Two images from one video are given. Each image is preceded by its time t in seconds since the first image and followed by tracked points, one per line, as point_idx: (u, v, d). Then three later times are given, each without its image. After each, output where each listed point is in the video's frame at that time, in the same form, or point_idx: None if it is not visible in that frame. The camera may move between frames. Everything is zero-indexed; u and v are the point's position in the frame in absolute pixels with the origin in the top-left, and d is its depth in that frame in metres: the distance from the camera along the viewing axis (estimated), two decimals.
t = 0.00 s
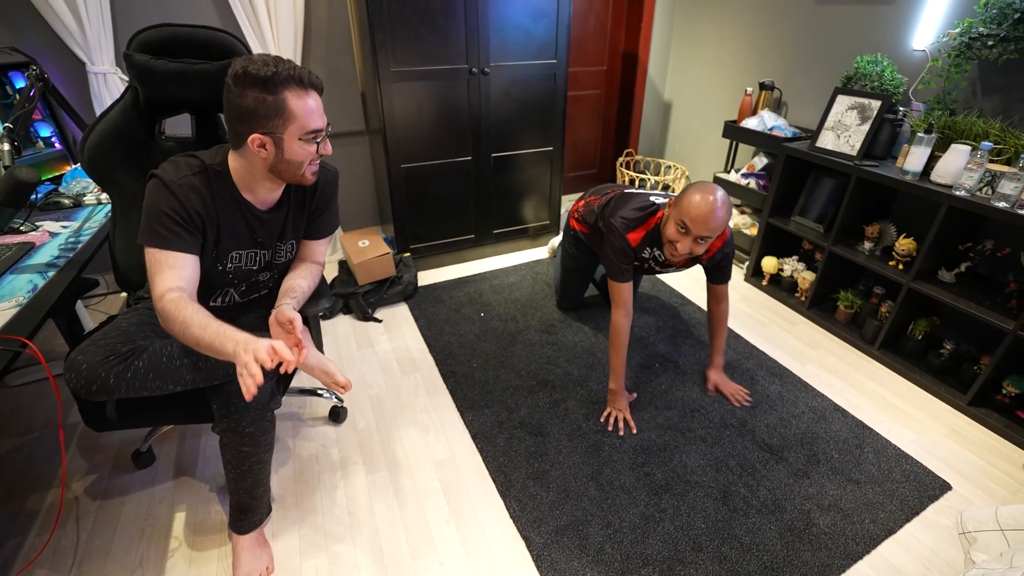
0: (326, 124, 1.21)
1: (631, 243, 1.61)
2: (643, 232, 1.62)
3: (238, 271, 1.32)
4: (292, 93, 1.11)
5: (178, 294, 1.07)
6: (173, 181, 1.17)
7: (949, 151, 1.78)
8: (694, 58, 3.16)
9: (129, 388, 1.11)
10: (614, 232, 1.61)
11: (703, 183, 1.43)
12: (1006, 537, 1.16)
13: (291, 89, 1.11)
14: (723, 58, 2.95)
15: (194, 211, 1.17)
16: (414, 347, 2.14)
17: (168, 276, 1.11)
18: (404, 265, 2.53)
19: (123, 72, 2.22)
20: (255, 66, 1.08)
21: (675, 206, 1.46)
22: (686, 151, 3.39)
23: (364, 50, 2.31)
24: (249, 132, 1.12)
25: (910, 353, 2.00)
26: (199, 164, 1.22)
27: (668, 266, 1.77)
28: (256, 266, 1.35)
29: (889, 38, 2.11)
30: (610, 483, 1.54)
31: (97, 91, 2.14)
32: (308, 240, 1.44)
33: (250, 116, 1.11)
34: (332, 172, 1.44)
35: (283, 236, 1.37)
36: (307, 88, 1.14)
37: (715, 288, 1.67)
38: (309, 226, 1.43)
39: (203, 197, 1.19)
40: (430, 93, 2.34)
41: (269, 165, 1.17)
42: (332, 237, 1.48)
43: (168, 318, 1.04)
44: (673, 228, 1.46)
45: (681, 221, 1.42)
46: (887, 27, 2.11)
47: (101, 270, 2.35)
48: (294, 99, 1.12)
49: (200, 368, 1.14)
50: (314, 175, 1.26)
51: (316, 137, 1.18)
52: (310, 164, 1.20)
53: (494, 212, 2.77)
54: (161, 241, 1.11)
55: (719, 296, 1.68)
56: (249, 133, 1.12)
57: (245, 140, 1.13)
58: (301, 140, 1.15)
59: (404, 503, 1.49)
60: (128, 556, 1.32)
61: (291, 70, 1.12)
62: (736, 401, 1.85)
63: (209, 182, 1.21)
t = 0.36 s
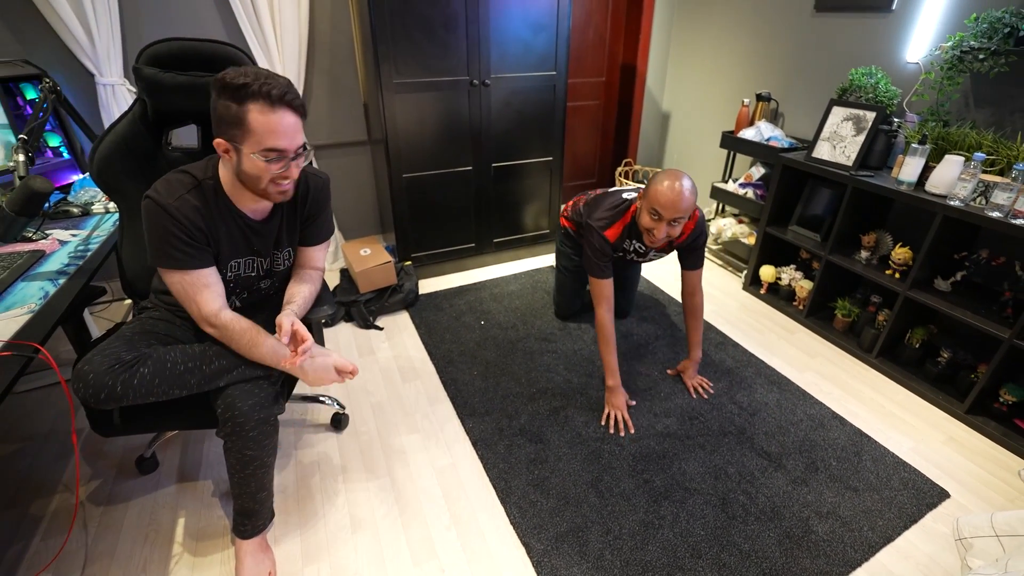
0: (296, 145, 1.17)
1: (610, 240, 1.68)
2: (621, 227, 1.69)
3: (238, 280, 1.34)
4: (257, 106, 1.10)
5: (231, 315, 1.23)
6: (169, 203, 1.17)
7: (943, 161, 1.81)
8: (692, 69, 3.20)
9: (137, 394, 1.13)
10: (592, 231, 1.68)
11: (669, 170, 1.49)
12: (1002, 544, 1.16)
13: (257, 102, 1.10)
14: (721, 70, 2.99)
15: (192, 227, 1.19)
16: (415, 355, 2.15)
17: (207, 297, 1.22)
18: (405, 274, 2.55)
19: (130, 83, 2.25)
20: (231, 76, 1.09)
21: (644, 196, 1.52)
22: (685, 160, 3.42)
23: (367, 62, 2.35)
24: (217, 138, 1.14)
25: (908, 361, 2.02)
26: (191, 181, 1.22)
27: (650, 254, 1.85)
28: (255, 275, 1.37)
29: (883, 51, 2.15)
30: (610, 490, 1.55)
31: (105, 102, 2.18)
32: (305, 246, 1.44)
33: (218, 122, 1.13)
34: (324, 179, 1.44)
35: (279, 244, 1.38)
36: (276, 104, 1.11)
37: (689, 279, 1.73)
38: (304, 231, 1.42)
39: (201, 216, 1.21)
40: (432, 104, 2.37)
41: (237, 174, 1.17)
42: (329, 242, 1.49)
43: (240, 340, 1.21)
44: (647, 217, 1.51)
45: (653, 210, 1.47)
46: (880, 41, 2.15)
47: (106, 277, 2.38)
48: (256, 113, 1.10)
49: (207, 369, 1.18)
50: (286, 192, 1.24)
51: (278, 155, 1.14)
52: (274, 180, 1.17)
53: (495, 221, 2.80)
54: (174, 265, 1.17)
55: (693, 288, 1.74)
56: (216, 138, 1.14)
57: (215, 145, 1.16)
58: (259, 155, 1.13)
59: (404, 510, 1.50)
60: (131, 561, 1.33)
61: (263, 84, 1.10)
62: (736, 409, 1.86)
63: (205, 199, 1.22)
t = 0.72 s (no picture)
0: (218, 171, 1.13)
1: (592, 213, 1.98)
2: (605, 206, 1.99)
3: (236, 295, 1.38)
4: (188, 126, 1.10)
5: (232, 326, 1.26)
6: (161, 224, 1.20)
7: (945, 180, 1.82)
8: (696, 89, 3.25)
9: (140, 404, 1.15)
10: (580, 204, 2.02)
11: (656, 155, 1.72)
12: (1009, 564, 1.15)
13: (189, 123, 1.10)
14: (724, 90, 3.03)
15: (185, 247, 1.22)
16: (420, 369, 2.17)
17: (208, 309, 1.26)
18: (411, 289, 2.58)
19: (147, 102, 2.32)
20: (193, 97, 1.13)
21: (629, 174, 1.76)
22: (689, 178, 3.46)
23: (377, 82, 2.42)
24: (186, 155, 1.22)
25: (914, 379, 2.01)
26: (183, 200, 1.25)
27: (633, 246, 2.06)
28: (254, 290, 1.40)
29: (883, 72, 2.19)
30: (614, 507, 1.54)
31: (123, 120, 2.25)
32: (305, 261, 1.44)
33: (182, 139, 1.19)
34: (318, 194, 1.43)
35: (276, 260, 1.40)
36: (202, 126, 1.09)
37: (674, 279, 1.89)
38: (301, 247, 1.42)
39: (193, 236, 1.24)
40: (440, 123, 2.43)
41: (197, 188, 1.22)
42: (330, 255, 1.47)
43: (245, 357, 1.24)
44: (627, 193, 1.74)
45: (631, 184, 1.70)
46: (881, 62, 2.18)
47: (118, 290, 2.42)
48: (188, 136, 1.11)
49: (209, 384, 1.18)
50: (224, 216, 1.21)
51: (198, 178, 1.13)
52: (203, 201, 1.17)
53: (500, 237, 2.83)
54: (170, 282, 1.21)
55: (676, 289, 1.89)
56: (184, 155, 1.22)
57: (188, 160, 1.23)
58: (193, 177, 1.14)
59: (408, 525, 1.50)
60: (135, 573, 1.34)
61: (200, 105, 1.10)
62: (740, 426, 1.85)
63: (196, 218, 1.25)
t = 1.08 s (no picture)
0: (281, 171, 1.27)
1: (579, 231, 2.04)
2: (589, 223, 2.03)
3: (221, 316, 1.37)
4: (246, 147, 1.17)
5: (212, 353, 1.25)
6: (142, 246, 1.20)
7: (923, 194, 1.88)
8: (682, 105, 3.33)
9: (123, 431, 1.15)
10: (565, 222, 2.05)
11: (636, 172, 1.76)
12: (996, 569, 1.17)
13: (244, 144, 1.16)
14: (711, 106, 3.11)
15: (168, 269, 1.21)
16: (413, 384, 2.17)
17: (188, 336, 1.25)
18: (404, 304, 2.59)
19: (140, 120, 2.34)
20: (204, 130, 1.12)
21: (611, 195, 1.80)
22: (678, 192, 3.51)
23: (370, 99, 2.45)
24: (209, 194, 1.17)
25: (900, 388, 2.04)
26: (164, 224, 1.25)
27: (620, 259, 2.09)
28: (239, 310, 1.39)
29: (862, 88, 2.25)
30: (607, 519, 1.55)
31: (115, 138, 2.26)
32: (293, 278, 1.46)
33: (205, 178, 1.15)
34: (301, 211, 1.46)
35: (260, 277, 1.40)
36: (257, 141, 1.20)
37: (657, 291, 1.91)
38: (287, 265, 1.45)
39: (176, 258, 1.23)
40: (432, 139, 2.46)
41: (235, 218, 1.22)
42: (316, 271, 1.50)
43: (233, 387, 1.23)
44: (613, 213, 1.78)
45: (615, 205, 1.75)
46: (860, 79, 2.25)
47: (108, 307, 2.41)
48: (248, 156, 1.17)
49: (194, 406, 1.20)
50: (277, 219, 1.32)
51: (273, 186, 1.23)
52: (273, 211, 1.26)
53: (492, 251, 2.85)
54: (152, 307, 1.20)
55: (660, 301, 1.92)
56: (209, 194, 1.17)
57: (207, 200, 1.18)
58: (261, 193, 1.21)
59: (401, 542, 1.49)
60: None
61: (240, 125, 1.16)
62: (730, 437, 1.87)
63: (179, 240, 1.25)
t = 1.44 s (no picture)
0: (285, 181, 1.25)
1: (585, 238, 2.01)
2: (594, 230, 2.01)
3: (221, 326, 1.34)
4: (251, 157, 1.15)
5: (213, 364, 1.21)
6: (144, 256, 1.17)
7: (922, 202, 1.87)
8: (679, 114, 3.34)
9: (115, 441, 1.11)
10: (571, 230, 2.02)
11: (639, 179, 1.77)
12: None
13: (250, 153, 1.15)
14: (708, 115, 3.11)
15: (170, 279, 1.18)
16: (409, 394, 2.15)
17: (189, 348, 1.20)
18: (401, 312, 2.57)
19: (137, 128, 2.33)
20: (209, 139, 1.11)
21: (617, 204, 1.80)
22: (676, 201, 3.51)
23: (367, 108, 2.46)
24: (212, 203, 1.15)
25: (902, 396, 2.02)
26: (166, 232, 1.22)
27: (625, 267, 2.09)
28: (239, 319, 1.36)
29: (859, 96, 2.26)
30: (606, 532, 1.52)
31: (111, 145, 2.25)
32: (291, 287, 1.44)
33: (209, 187, 1.13)
34: (303, 220, 1.45)
35: (261, 286, 1.37)
36: (262, 151, 1.18)
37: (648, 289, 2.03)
38: (287, 274, 1.42)
39: (178, 268, 1.20)
40: (429, 147, 2.46)
41: (238, 228, 1.20)
42: (316, 280, 1.47)
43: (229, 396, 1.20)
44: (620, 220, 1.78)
45: (622, 213, 1.75)
46: (857, 87, 2.26)
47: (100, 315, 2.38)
48: (253, 166, 1.16)
49: (189, 416, 1.16)
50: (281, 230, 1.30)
51: (278, 196, 1.22)
52: (277, 221, 1.24)
53: (490, 260, 2.84)
54: (154, 318, 1.16)
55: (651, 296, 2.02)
56: (212, 203, 1.15)
57: (209, 210, 1.16)
58: (265, 203, 1.19)
59: (396, 555, 1.46)
60: None
61: (245, 135, 1.15)
62: (731, 447, 1.84)
63: (181, 249, 1.22)
